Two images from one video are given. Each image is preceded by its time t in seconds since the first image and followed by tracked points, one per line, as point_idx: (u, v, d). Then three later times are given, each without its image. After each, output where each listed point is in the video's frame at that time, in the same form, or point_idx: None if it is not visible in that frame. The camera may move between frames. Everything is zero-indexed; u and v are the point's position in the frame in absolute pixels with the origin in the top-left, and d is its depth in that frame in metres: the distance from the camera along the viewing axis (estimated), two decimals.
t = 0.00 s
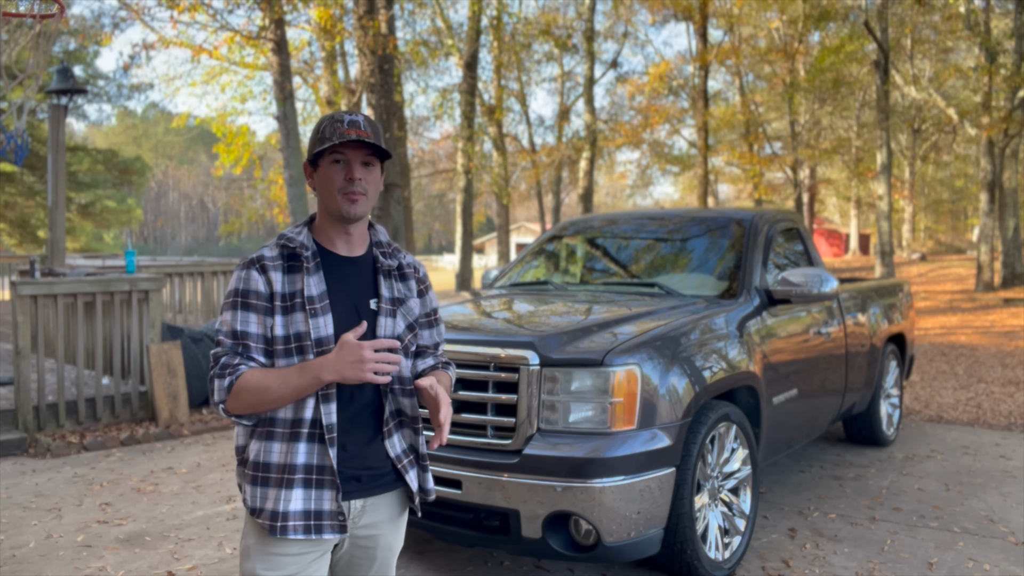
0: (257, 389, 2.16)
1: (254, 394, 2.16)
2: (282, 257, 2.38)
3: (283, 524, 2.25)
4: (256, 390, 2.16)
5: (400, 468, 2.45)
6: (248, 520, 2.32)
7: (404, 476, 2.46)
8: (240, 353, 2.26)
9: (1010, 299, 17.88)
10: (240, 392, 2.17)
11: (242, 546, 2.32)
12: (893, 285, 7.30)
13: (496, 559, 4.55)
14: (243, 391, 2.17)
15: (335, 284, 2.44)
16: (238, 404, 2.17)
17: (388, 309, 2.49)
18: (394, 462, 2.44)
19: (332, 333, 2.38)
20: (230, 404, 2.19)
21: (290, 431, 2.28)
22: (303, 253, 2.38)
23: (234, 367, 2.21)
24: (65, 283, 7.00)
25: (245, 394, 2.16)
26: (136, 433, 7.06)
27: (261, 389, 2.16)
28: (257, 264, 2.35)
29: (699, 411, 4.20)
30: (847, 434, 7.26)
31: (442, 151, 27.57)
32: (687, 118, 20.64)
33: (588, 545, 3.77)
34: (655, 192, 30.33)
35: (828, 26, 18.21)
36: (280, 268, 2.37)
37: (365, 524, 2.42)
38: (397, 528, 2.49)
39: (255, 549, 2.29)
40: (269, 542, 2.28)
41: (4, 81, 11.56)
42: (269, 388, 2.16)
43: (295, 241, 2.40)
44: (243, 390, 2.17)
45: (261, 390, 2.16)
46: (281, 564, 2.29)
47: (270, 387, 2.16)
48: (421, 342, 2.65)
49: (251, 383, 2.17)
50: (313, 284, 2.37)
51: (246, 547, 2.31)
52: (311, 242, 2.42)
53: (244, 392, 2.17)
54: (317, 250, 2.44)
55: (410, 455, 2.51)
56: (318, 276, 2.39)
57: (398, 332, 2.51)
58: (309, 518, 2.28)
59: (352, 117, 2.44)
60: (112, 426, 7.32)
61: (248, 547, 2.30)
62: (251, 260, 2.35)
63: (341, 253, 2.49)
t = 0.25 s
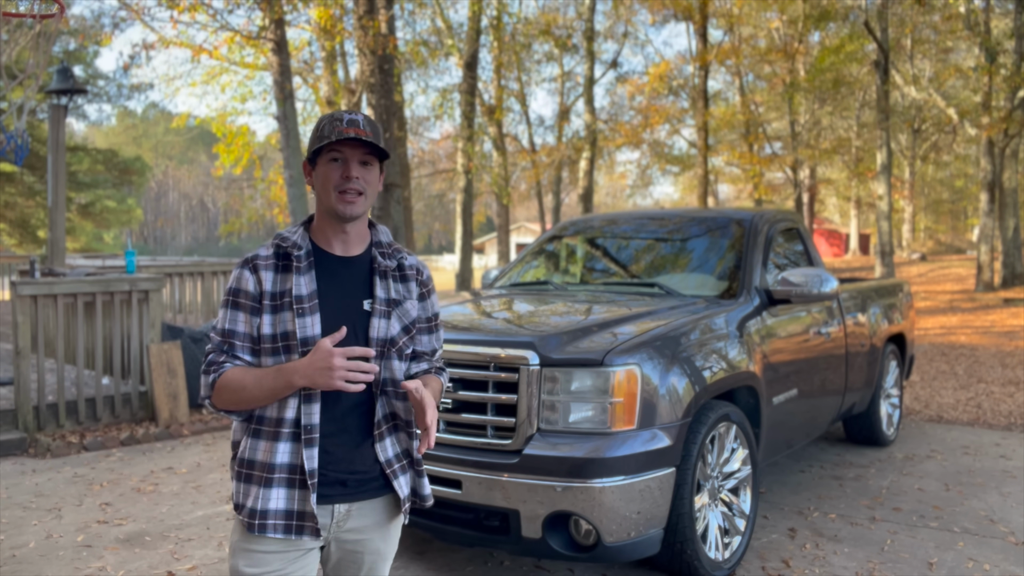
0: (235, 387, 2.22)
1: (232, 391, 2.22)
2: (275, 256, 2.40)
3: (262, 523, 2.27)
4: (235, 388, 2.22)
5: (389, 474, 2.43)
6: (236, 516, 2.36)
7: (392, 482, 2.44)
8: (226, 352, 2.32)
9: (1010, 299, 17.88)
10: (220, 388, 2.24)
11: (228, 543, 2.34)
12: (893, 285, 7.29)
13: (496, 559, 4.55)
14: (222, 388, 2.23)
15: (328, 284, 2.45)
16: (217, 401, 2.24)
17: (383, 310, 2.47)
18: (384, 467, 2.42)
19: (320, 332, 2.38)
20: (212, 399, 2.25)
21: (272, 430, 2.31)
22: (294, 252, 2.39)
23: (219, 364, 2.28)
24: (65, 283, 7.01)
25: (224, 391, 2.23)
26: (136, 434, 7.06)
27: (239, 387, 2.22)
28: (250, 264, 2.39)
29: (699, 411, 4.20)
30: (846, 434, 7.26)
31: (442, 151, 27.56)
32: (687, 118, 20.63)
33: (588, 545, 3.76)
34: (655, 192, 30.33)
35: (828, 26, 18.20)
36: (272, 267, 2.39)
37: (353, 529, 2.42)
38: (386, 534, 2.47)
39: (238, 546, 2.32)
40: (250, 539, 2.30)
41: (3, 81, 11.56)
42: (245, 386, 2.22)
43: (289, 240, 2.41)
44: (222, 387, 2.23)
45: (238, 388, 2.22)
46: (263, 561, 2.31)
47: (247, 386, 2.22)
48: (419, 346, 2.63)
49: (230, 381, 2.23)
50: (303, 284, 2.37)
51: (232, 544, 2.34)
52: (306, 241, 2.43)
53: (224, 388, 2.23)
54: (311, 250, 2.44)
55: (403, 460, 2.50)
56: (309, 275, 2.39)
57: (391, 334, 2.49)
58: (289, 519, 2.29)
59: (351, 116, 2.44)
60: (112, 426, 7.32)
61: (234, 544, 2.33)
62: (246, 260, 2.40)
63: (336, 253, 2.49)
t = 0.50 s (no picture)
0: (230, 387, 2.25)
1: (227, 392, 2.25)
2: (274, 257, 2.41)
3: (257, 520, 2.29)
4: (230, 389, 2.25)
5: (384, 474, 2.43)
6: (235, 513, 2.38)
7: (387, 482, 2.43)
8: (226, 350, 2.35)
9: (1010, 299, 17.88)
10: (216, 385, 2.27)
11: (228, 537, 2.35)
12: (893, 285, 7.29)
13: (496, 559, 4.54)
14: (219, 386, 2.27)
15: (325, 286, 2.45)
16: (215, 398, 2.28)
17: (378, 313, 2.46)
18: (378, 467, 2.42)
19: (316, 334, 2.38)
20: (209, 396, 2.29)
21: (269, 428, 2.33)
22: (292, 253, 2.39)
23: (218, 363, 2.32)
24: (65, 283, 7.01)
25: (219, 390, 2.26)
26: (136, 433, 7.06)
27: (234, 389, 2.25)
28: (250, 264, 2.41)
29: (699, 411, 4.20)
30: (846, 434, 7.27)
31: (443, 151, 27.57)
32: (687, 118, 20.63)
33: (588, 545, 3.76)
34: (655, 192, 30.34)
35: (828, 26, 18.20)
36: (271, 268, 2.40)
37: (348, 525, 2.41)
38: (382, 532, 2.46)
39: (235, 540, 2.33)
40: (246, 535, 2.32)
41: (3, 81, 11.56)
42: (240, 390, 2.24)
43: (289, 241, 2.42)
44: (219, 386, 2.27)
45: (232, 391, 2.25)
46: (259, 554, 2.32)
47: (241, 390, 2.24)
48: (416, 348, 2.63)
49: (225, 380, 2.26)
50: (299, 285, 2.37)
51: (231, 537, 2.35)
52: (305, 242, 2.43)
53: (220, 387, 2.27)
54: (310, 251, 2.44)
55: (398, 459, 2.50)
56: (306, 277, 2.40)
57: (387, 337, 2.48)
58: (284, 517, 2.30)
59: (355, 118, 2.43)
60: (112, 426, 7.32)
61: (231, 539, 2.34)
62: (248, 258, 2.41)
63: (334, 254, 2.49)
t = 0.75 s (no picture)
0: (231, 392, 2.28)
1: (228, 395, 2.28)
2: (275, 259, 2.41)
3: (256, 519, 2.31)
4: (231, 393, 2.28)
5: (383, 475, 2.42)
6: (237, 510, 2.40)
7: (386, 483, 2.42)
8: (228, 352, 2.37)
9: (1010, 299, 17.88)
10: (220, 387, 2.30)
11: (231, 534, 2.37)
12: (893, 285, 7.30)
13: (496, 559, 4.55)
14: (222, 389, 2.30)
15: (325, 288, 2.45)
16: (218, 399, 2.32)
17: (378, 315, 2.46)
18: (377, 468, 2.41)
19: (315, 338, 2.38)
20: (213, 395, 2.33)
21: (271, 429, 2.34)
22: (292, 256, 2.39)
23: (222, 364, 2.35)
24: (65, 283, 7.01)
25: (222, 392, 2.29)
26: (136, 433, 7.06)
27: (234, 392, 2.28)
28: (252, 266, 2.41)
29: (699, 411, 4.20)
30: (846, 434, 7.27)
31: (443, 151, 27.57)
32: (687, 118, 20.63)
33: (589, 545, 3.76)
34: (655, 192, 30.34)
35: (828, 26, 18.21)
36: (272, 270, 2.41)
37: (348, 524, 2.41)
38: (382, 532, 2.46)
39: (235, 535, 2.35)
40: (246, 532, 2.34)
41: (3, 81, 11.56)
42: (239, 398, 2.26)
43: (289, 243, 2.42)
44: (223, 389, 2.30)
45: (233, 396, 2.28)
46: (258, 551, 2.34)
47: (241, 396, 2.26)
48: (417, 350, 2.60)
49: (227, 385, 2.29)
50: (299, 288, 2.37)
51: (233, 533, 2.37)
52: (305, 245, 2.43)
53: (223, 390, 2.30)
54: (310, 253, 2.44)
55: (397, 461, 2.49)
56: (307, 279, 2.40)
57: (386, 340, 2.47)
58: (283, 517, 2.32)
59: (355, 121, 2.44)
60: (112, 426, 7.33)
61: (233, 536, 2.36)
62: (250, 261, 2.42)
63: (333, 257, 2.49)
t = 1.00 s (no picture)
0: (218, 385, 2.27)
1: (215, 388, 2.28)
2: (278, 260, 2.41)
3: (265, 523, 2.29)
4: (217, 388, 2.28)
5: (392, 474, 2.44)
6: (242, 513, 2.37)
7: (395, 482, 2.45)
8: (222, 351, 2.35)
9: (1010, 299, 17.87)
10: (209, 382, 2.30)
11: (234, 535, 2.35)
12: (893, 285, 7.30)
13: (496, 559, 4.54)
14: (211, 384, 2.30)
15: (330, 288, 2.45)
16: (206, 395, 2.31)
17: (384, 315, 2.46)
18: (386, 467, 2.43)
19: (322, 338, 2.38)
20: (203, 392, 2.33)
21: (277, 432, 2.32)
22: (296, 257, 2.39)
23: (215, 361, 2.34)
24: (65, 283, 7.01)
25: (210, 386, 2.29)
26: (136, 433, 7.06)
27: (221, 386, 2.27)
28: (253, 267, 2.40)
29: (699, 411, 4.20)
30: (846, 434, 7.26)
31: (443, 151, 27.56)
32: (687, 118, 20.63)
33: (589, 545, 3.76)
34: (655, 192, 30.34)
35: (828, 26, 18.21)
36: (275, 271, 2.40)
37: (355, 524, 2.42)
38: (389, 531, 2.48)
39: (241, 539, 2.33)
40: (254, 536, 2.31)
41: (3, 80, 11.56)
42: (225, 390, 2.25)
43: (293, 244, 2.41)
44: (211, 383, 2.30)
45: (219, 390, 2.27)
46: (266, 554, 2.32)
47: (226, 388, 2.26)
48: (421, 348, 2.61)
49: (214, 379, 2.29)
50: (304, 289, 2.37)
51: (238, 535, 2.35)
52: (309, 245, 2.43)
53: (211, 384, 2.29)
54: (315, 253, 2.44)
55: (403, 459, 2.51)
56: (312, 280, 2.40)
57: (393, 339, 2.47)
58: (293, 519, 2.31)
59: (360, 121, 2.44)
60: (112, 426, 7.32)
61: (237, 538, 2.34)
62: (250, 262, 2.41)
63: (337, 257, 2.49)
